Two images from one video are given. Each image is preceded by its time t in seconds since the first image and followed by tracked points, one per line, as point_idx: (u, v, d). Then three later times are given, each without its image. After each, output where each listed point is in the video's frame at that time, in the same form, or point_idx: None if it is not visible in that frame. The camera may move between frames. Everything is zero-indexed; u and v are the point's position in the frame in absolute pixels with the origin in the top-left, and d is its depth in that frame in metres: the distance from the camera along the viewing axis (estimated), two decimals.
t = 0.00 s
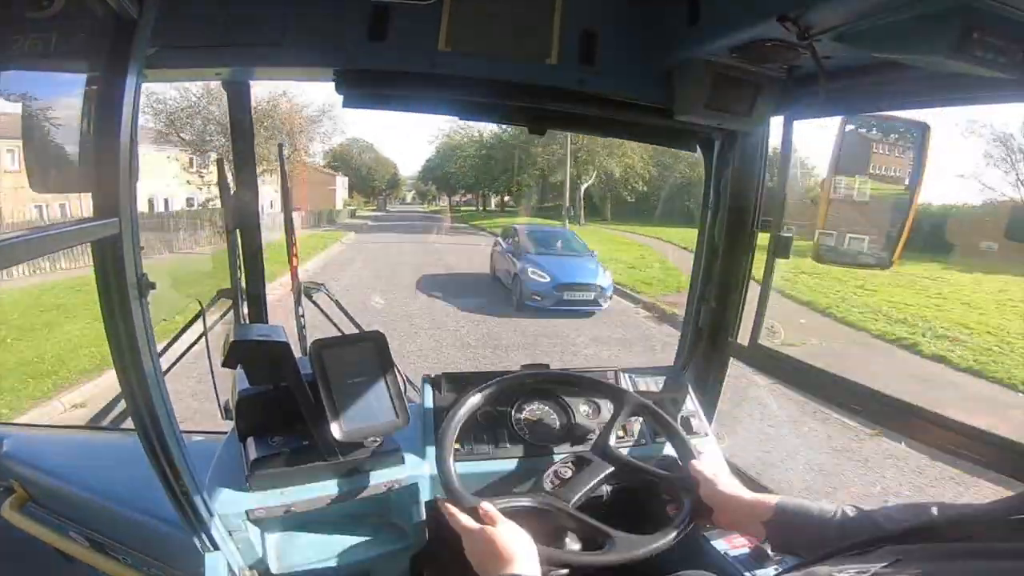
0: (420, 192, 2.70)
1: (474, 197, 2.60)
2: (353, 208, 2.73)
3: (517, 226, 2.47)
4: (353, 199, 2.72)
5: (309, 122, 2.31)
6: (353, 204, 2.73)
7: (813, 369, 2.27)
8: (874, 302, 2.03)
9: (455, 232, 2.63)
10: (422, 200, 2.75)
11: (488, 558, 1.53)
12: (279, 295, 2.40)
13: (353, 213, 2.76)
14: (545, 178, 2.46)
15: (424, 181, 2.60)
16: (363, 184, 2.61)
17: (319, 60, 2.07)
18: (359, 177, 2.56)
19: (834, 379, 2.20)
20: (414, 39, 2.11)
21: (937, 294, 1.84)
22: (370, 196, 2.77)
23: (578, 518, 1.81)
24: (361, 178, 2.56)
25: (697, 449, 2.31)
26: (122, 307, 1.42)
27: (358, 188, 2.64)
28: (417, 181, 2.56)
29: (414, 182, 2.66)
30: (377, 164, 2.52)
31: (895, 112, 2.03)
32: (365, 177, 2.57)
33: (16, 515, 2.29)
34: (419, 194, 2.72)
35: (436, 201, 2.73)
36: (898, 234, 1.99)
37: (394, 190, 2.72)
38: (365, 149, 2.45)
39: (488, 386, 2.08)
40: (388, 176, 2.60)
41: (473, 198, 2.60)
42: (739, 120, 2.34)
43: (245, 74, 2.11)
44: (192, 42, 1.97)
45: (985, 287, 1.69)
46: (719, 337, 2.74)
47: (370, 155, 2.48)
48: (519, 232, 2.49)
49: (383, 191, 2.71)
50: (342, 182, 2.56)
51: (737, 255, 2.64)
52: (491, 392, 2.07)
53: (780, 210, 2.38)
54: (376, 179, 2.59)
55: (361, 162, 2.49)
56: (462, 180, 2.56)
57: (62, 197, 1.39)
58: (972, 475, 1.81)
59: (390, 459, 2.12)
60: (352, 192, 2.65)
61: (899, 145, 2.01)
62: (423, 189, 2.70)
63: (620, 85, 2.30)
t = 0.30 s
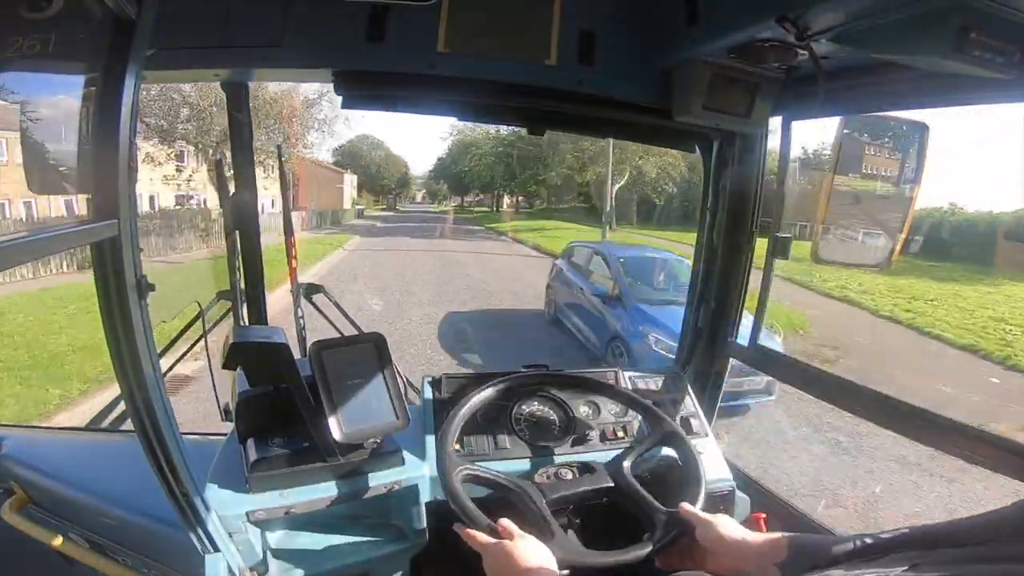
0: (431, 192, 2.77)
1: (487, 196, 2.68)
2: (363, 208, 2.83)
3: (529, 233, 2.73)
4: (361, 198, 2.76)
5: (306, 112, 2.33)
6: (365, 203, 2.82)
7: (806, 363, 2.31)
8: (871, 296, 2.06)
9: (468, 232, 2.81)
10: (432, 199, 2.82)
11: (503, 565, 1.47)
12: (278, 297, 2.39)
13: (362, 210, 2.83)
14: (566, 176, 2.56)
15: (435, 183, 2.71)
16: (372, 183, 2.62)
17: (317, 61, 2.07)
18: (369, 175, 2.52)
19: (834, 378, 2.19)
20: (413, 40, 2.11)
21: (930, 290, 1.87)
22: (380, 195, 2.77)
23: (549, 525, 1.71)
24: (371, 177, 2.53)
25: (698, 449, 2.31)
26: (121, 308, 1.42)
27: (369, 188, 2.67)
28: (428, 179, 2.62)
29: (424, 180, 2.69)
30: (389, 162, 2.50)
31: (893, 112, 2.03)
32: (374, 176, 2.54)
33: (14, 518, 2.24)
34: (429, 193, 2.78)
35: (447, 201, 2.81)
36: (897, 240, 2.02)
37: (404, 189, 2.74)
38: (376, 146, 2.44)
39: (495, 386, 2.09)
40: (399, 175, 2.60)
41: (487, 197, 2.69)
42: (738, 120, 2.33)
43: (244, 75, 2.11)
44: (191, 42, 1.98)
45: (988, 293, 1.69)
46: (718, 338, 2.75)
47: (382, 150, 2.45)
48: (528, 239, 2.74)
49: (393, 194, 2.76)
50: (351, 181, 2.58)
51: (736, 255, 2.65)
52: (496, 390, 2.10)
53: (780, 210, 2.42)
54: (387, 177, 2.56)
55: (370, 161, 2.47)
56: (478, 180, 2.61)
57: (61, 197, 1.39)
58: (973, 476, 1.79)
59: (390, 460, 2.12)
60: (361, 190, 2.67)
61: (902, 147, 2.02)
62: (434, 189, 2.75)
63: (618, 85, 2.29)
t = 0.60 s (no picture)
0: (440, 189, 2.76)
1: (499, 196, 2.68)
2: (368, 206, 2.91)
3: (540, 235, 2.82)
4: (370, 197, 2.89)
5: (304, 104, 2.36)
6: (370, 201, 2.90)
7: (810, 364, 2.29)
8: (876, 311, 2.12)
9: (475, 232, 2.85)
10: (442, 197, 2.81)
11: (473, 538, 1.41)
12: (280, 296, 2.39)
13: (369, 209, 2.93)
14: (578, 182, 2.58)
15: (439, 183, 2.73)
16: (380, 180, 2.71)
17: (318, 62, 2.07)
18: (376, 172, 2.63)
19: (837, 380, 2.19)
20: (414, 40, 2.11)
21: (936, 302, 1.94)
22: (387, 194, 2.85)
23: (522, 507, 1.70)
24: (378, 174, 2.63)
25: (700, 450, 2.30)
26: (124, 309, 1.43)
27: (376, 184, 2.74)
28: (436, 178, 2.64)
29: (433, 179, 2.71)
30: (396, 159, 2.58)
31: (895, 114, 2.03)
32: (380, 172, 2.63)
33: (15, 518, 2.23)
34: (438, 191, 2.78)
35: (456, 200, 2.82)
36: (900, 240, 2.05)
37: (411, 188, 2.77)
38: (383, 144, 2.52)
39: (499, 385, 2.08)
40: (405, 174, 2.66)
41: (498, 196, 2.70)
42: (739, 121, 2.33)
43: (246, 76, 2.11)
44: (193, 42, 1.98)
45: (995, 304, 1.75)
46: (721, 340, 2.74)
47: (388, 147, 2.52)
48: (538, 238, 2.82)
49: (400, 193, 2.82)
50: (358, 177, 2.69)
51: (739, 257, 2.65)
52: (499, 389, 2.08)
53: (784, 211, 2.43)
54: (394, 176, 2.65)
55: (379, 163, 2.59)
56: (490, 178, 2.63)
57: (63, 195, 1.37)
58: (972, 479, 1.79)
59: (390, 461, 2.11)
60: (368, 187, 2.75)
61: (905, 151, 2.03)
62: (443, 187, 2.76)
63: (619, 86, 2.29)
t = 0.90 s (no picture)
0: (445, 191, 2.81)
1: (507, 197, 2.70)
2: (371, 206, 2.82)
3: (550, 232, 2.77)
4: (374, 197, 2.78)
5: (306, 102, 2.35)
6: (373, 200, 2.80)
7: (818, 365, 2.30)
8: (879, 318, 2.10)
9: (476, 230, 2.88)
10: (447, 197, 2.85)
11: (454, 513, 1.42)
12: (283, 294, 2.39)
13: (372, 209, 2.84)
14: (591, 177, 2.60)
15: (446, 184, 2.77)
16: (383, 180, 2.67)
17: (322, 61, 2.08)
18: (379, 173, 2.60)
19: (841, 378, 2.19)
20: (417, 40, 2.12)
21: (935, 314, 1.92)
22: (392, 193, 2.79)
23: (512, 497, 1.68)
24: (382, 173, 2.58)
25: (703, 449, 2.30)
26: (128, 306, 1.45)
27: (380, 183, 2.71)
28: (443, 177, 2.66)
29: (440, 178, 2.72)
30: (400, 156, 2.55)
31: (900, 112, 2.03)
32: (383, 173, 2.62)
33: (21, 516, 2.27)
34: (444, 193, 2.82)
35: (463, 200, 2.84)
36: (905, 240, 2.02)
37: (418, 188, 2.76)
38: (386, 140, 2.49)
39: (507, 385, 2.06)
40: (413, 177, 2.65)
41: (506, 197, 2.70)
42: (743, 121, 2.32)
43: (251, 75, 2.11)
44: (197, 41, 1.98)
45: (984, 311, 1.75)
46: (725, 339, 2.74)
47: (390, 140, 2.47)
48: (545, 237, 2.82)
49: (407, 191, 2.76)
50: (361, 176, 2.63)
51: (742, 256, 2.65)
52: (507, 386, 2.06)
53: (786, 210, 2.42)
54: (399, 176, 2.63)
55: (382, 159, 2.55)
56: (500, 177, 2.62)
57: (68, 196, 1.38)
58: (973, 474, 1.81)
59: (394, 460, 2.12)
60: (372, 187, 2.71)
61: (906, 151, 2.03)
62: (449, 185, 2.77)
63: (622, 86, 2.30)
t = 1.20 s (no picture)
0: (450, 189, 2.58)
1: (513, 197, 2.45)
2: (371, 206, 2.63)
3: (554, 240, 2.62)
4: (374, 195, 2.61)
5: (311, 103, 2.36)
6: (375, 200, 2.63)
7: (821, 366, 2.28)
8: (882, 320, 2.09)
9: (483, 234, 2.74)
10: (451, 196, 2.63)
11: (449, 502, 1.42)
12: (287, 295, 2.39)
13: (371, 209, 2.65)
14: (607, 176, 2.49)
15: (450, 180, 2.54)
16: (386, 179, 2.44)
17: (326, 62, 2.08)
18: (381, 171, 2.40)
19: (845, 380, 2.18)
20: (421, 39, 2.12)
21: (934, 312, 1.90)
22: (394, 190, 2.59)
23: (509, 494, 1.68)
24: (383, 171, 2.40)
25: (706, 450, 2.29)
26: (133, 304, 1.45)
27: (382, 180, 2.49)
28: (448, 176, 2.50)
29: (444, 176, 2.52)
30: (404, 155, 2.40)
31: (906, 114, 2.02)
32: (386, 171, 2.41)
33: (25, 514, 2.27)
34: (448, 190, 2.59)
35: (468, 199, 2.64)
36: (909, 241, 2.01)
37: (421, 188, 2.60)
38: (389, 137, 2.33)
39: (508, 385, 2.03)
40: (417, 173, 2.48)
41: (514, 196, 2.45)
42: (749, 121, 2.31)
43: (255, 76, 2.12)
44: (202, 42, 1.99)
45: (994, 311, 1.74)
46: (728, 340, 2.74)
47: (393, 141, 2.34)
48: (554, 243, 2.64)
49: (409, 189, 2.59)
50: (360, 173, 2.41)
51: (747, 258, 2.64)
52: (512, 386, 2.05)
53: (790, 210, 2.42)
54: (402, 173, 2.43)
55: (383, 158, 2.36)
56: (508, 175, 2.45)
57: (74, 195, 1.38)
58: (977, 475, 1.81)
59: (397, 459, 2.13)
60: (371, 182, 2.47)
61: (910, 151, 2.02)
62: (453, 185, 2.57)
63: (627, 86, 2.29)
